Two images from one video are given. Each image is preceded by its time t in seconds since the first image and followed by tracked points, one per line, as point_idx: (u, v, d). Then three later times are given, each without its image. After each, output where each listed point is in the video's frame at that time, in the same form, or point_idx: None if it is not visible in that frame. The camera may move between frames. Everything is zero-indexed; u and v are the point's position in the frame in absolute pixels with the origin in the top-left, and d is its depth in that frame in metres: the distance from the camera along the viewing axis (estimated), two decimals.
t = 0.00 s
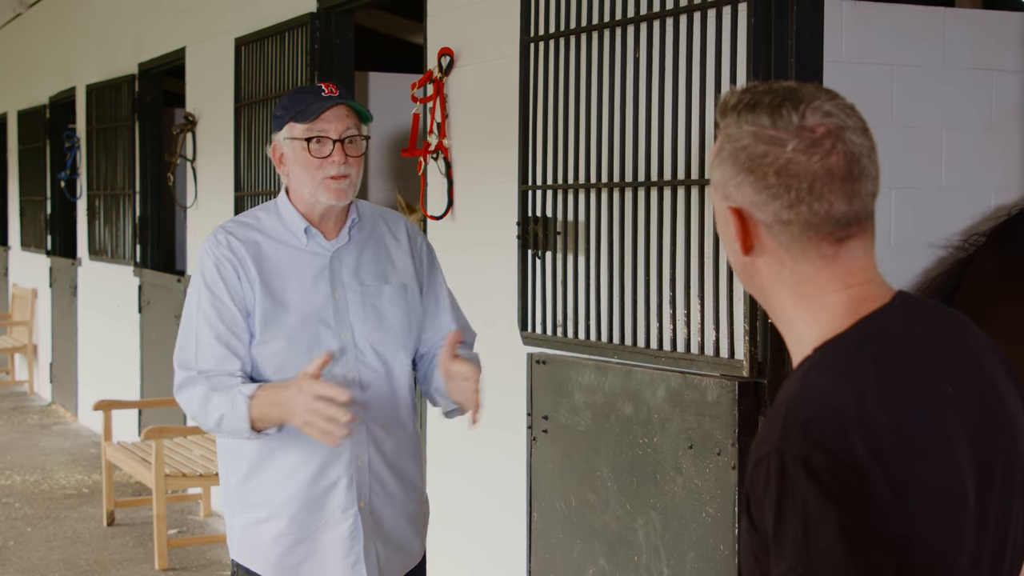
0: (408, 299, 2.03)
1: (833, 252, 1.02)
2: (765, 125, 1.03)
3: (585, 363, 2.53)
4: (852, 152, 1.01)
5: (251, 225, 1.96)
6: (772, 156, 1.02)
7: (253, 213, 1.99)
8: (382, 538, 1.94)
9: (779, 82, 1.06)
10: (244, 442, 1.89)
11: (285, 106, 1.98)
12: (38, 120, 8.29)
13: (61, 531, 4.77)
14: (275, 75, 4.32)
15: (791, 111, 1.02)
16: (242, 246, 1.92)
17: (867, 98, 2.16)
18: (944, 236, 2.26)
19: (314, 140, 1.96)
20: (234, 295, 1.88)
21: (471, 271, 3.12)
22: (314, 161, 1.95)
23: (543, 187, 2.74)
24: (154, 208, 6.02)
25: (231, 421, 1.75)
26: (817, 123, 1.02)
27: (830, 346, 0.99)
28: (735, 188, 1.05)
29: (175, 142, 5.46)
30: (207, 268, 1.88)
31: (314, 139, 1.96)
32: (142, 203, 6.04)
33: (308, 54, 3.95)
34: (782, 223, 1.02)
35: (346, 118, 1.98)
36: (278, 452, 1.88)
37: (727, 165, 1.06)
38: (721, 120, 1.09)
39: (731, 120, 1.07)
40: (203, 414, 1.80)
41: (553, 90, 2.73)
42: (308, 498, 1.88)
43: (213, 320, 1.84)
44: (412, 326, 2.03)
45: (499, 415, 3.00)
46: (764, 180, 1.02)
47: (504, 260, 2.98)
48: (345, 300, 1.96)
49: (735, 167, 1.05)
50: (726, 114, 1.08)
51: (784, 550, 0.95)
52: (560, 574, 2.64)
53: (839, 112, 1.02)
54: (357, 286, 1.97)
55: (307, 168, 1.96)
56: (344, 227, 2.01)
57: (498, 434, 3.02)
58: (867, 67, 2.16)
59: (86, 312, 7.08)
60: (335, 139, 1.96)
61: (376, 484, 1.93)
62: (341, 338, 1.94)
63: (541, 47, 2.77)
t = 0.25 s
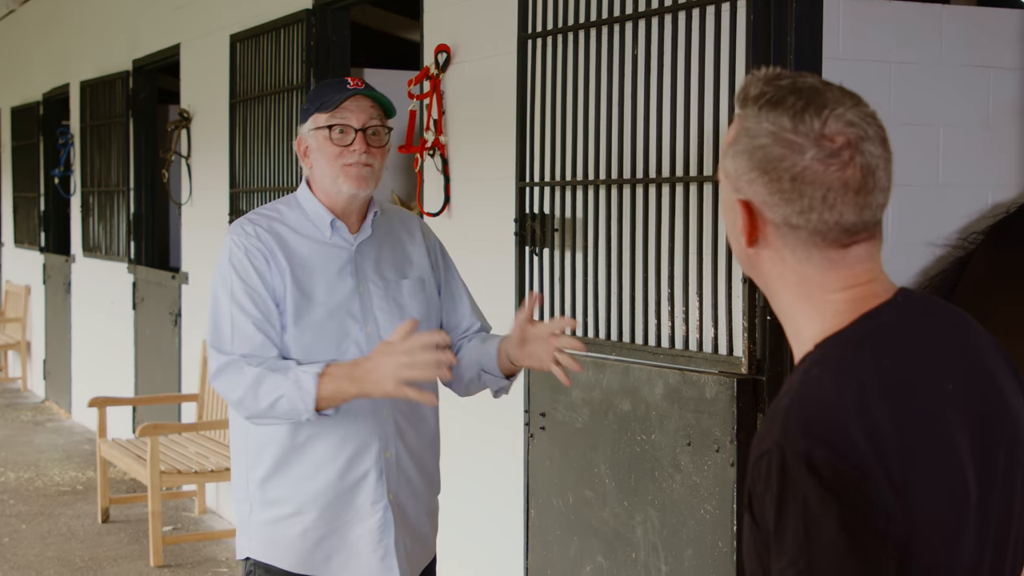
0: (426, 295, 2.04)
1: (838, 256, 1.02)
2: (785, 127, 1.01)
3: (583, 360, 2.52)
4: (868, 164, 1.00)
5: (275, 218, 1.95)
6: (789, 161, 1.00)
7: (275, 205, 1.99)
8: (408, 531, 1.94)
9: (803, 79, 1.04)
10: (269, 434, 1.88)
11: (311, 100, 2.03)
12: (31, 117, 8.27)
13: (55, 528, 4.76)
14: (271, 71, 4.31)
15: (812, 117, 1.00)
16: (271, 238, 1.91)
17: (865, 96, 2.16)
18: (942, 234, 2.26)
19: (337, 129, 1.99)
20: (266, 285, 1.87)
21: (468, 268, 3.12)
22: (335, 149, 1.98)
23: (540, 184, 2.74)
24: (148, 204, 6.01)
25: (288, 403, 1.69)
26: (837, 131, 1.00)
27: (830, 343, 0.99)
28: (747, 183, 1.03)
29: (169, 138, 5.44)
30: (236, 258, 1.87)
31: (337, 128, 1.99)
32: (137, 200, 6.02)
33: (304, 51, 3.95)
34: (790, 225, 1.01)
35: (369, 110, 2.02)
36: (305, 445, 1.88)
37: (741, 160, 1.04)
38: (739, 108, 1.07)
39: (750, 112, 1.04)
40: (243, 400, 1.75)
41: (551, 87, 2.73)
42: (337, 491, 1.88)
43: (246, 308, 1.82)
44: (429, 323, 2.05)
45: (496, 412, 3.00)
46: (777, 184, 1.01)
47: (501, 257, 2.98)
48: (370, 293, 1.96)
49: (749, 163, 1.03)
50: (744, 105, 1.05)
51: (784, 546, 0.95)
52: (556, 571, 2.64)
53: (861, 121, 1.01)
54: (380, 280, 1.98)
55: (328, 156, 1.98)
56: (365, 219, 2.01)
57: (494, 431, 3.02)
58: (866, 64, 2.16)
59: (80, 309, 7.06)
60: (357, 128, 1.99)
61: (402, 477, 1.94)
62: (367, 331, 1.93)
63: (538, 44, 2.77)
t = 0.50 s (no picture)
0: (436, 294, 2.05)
1: (826, 234, 1.02)
2: (741, 119, 1.04)
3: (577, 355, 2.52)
4: (830, 131, 1.01)
5: (288, 215, 1.96)
6: (752, 146, 1.02)
7: (287, 202, 1.99)
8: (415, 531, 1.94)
9: (751, 80, 1.07)
10: (276, 430, 1.89)
11: (335, 102, 1.99)
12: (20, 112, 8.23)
13: (46, 525, 4.75)
14: (262, 66, 4.30)
15: (764, 101, 1.03)
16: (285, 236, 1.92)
17: (858, 91, 2.16)
18: (933, 229, 2.26)
19: (361, 140, 1.96)
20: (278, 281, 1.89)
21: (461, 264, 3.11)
22: (359, 160, 1.95)
23: (533, 179, 2.74)
24: (139, 200, 5.99)
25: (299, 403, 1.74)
26: (792, 108, 1.02)
27: (833, 339, 0.99)
28: (723, 185, 1.05)
29: (160, 134, 5.42)
30: (251, 255, 1.88)
31: (362, 140, 1.96)
32: (127, 196, 6.00)
33: (296, 46, 3.93)
34: (771, 211, 1.02)
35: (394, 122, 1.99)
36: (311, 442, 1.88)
37: (713, 166, 1.06)
38: (702, 124, 1.10)
39: (709, 124, 1.08)
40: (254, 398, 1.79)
41: (544, 82, 2.72)
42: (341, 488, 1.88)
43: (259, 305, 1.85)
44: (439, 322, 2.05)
45: (490, 408, 3.00)
46: (748, 172, 1.03)
47: (494, 253, 2.97)
48: (379, 293, 1.97)
49: (720, 166, 1.05)
50: (704, 121, 1.09)
51: (788, 543, 0.95)
52: (550, 566, 2.64)
53: (812, 96, 1.03)
54: (390, 280, 1.99)
55: (350, 166, 1.96)
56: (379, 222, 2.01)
57: (488, 427, 3.02)
58: (860, 59, 2.16)
59: (70, 305, 7.04)
60: (382, 142, 1.97)
61: (407, 477, 1.93)
62: (376, 330, 1.95)
63: (532, 39, 2.77)
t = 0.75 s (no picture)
0: (415, 287, 2.04)
1: (818, 226, 1.03)
2: (726, 118, 1.06)
3: (571, 352, 2.52)
4: (814, 121, 1.04)
5: (263, 210, 1.98)
6: (737, 143, 1.05)
7: (264, 197, 2.00)
8: (393, 527, 1.97)
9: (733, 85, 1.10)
10: (253, 427, 1.90)
11: (306, 93, 2.00)
12: (11, 110, 8.21)
13: (39, 523, 4.74)
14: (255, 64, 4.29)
15: (747, 98, 1.06)
16: (255, 231, 1.94)
17: (853, 88, 2.17)
18: (927, 226, 2.27)
19: (340, 126, 1.98)
20: (237, 274, 1.90)
21: (455, 261, 3.11)
22: (339, 145, 1.96)
23: (528, 176, 2.74)
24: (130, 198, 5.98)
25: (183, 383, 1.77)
26: (774, 102, 1.05)
27: (831, 337, 0.98)
28: (712, 184, 1.07)
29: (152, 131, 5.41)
30: (215, 248, 1.90)
31: (341, 125, 1.97)
32: (119, 193, 5.99)
33: (289, 43, 3.93)
34: (763, 203, 1.03)
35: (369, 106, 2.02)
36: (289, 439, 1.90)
37: (701, 167, 1.08)
38: (689, 137, 1.13)
39: (696, 130, 1.10)
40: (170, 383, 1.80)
41: (539, 79, 2.72)
42: (321, 486, 1.90)
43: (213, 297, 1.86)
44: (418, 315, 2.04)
45: (484, 405, 3.00)
46: (736, 167, 1.05)
47: (488, 250, 2.97)
48: (355, 287, 1.97)
49: (708, 165, 1.07)
50: (690, 131, 1.12)
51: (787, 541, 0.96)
52: (544, 563, 2.64)
53: (792, 90, 1.06)
54: (366, 274, 1.99)
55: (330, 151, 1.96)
56: (356, 211, 2.02)
57: (482, 424, 3.02)
58: (854, 56, 2.17)
59: (62, 303, 7.02)
60: (361, 124, 1.99)
61: (386, 473, 1.95)
62: (352, 326, 1.94)
63: (526, 36, 2.76)
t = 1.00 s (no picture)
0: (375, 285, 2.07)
1: (828, 227, 1.02)
2: (746, 110, 1.04)
3: (569, 350, 2.52)
4: (834, 122, 1.02)
5: (218, 218, 2.01)
6: (755, 138, 1.03)
7: (220, 204, 2.04)
8: (366, 529, 2.02)
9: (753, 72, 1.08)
10: (217, 437, 1.96)
11: (260, 106, 1.97)
12: (4, 107, 8.18)
13: (34, 521, 4.73)
14: (250, 62, 4.28)
15: (768, 92, 1.04)
16: (208, 241, 1.97)
17: (851, 87, 2.17)
18: (924, 224, 2.27)
19: (292, 147, 1.95)
20: (187, 287, 1.93)
21: (451, 259, 3.11)
22: (290, 167, 1.95)
23: (525, 174, 2.73)
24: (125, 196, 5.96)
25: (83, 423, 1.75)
26: (795, 99, 1.03)
27: (830, 333, 0.98)
28: (725, 175, 1.05)
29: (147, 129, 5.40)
30: (167, 259, 1.93)
31: (293, 147, 1.95)
32: (113, 191, 5.98)
33: (284, 42, 3.92)
34: (775, 201, 1.02)
35: (324, 125, 1.99)
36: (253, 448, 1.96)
37: (715, 157, 1.07)
38: (701, 120, 1.10)
39: (711, 118, 1.08)
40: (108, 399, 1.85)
41: (536, 78, 2.72)
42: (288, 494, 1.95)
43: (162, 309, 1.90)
44: (378, 315, 2.07)
45: (480, 403, 3.00)
46: (752, 163, 1.03)
47: (485, 248, 2.97)
48: (313, 292, 2.00)
49: (723, 156, 1.05)
50: (704, 116, 1.09)
51: (788, 535, 0.95)
52: (541, 560, 2.64)
53: (814, 87, 1.03)
54: (324, 277, 2.01)
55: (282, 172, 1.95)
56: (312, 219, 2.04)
57: (478, 422, 3.02)
58: (852, 55, 2.17)
59: (56, 301, 7.00)
60: (314, 146, 1.96)
61: (353, 475, 2.00)
62: (312, 331, 1.98)
63: (523, 34, 2.76)
